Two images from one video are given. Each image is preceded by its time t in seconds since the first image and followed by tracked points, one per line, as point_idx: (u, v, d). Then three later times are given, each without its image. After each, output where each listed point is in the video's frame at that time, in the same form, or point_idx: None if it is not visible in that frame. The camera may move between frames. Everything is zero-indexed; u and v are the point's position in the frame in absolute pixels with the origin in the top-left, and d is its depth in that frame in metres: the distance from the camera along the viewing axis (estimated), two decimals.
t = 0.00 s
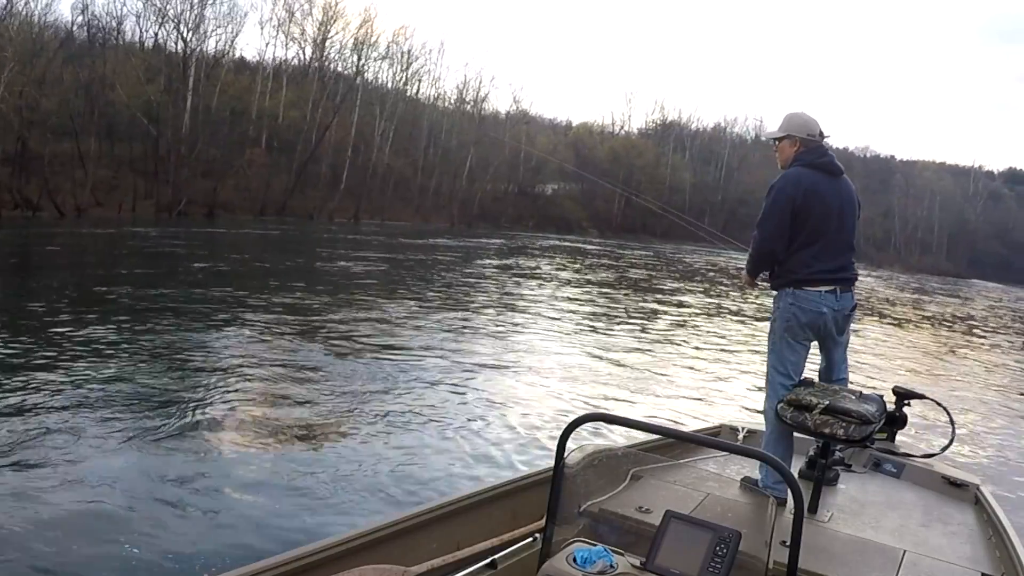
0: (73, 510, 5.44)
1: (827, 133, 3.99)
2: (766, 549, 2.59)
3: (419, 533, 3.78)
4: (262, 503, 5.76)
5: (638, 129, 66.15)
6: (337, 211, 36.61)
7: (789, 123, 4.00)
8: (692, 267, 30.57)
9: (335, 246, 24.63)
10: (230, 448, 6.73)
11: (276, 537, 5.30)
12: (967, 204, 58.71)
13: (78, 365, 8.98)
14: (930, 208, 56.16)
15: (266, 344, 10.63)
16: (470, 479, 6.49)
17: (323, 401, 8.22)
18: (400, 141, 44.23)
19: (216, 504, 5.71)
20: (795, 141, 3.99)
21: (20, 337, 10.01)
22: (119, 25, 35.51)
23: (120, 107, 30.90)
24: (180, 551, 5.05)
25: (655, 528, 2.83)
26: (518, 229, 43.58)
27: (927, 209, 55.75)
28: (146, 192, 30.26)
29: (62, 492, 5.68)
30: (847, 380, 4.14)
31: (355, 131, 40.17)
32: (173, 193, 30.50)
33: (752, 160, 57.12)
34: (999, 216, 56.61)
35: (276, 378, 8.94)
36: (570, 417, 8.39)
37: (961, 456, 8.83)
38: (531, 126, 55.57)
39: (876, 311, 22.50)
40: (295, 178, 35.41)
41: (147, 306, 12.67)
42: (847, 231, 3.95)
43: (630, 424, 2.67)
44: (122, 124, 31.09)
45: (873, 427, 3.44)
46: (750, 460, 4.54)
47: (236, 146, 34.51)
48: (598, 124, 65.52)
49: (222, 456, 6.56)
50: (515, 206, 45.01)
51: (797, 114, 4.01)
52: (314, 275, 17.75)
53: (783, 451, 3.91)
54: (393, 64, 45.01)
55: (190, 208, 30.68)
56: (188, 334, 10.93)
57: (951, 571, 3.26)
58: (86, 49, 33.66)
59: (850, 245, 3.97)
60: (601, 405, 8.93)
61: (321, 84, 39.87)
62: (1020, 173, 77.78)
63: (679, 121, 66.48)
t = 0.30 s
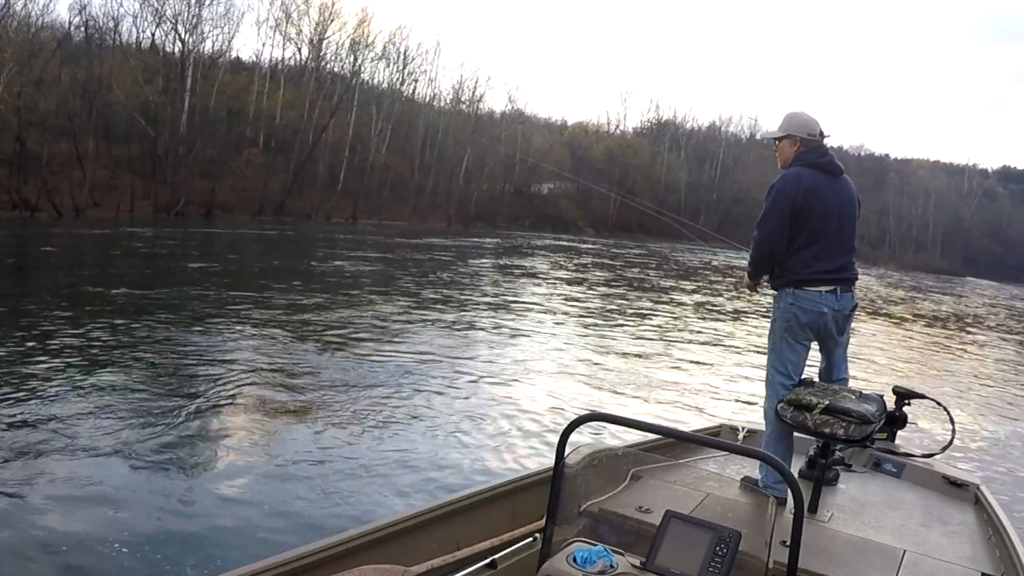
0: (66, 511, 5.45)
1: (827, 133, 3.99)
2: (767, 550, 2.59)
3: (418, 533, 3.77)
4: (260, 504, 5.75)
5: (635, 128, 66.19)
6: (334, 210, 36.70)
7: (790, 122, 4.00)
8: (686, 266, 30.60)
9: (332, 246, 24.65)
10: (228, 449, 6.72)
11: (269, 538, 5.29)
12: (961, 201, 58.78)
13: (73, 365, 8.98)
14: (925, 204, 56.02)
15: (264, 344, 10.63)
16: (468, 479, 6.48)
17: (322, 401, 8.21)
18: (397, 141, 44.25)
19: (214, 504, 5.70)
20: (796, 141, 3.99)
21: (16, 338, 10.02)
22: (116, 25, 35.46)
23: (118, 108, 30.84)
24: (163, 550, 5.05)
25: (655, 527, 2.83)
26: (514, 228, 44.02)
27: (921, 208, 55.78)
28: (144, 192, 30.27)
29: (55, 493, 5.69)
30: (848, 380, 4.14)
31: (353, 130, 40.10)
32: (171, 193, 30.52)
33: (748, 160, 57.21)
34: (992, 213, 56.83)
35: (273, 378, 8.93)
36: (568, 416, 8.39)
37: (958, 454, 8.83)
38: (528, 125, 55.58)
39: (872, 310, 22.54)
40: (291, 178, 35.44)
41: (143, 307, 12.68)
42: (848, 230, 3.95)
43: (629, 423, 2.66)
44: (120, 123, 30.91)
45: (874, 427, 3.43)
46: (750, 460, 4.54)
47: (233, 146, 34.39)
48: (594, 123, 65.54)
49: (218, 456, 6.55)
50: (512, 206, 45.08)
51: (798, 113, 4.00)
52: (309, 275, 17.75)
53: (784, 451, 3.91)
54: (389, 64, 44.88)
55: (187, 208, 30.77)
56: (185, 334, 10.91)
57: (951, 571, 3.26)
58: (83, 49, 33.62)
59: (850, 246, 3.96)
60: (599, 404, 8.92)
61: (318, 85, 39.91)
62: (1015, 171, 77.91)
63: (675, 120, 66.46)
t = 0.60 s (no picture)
0: (61, 510, 5.44)
1: (829, 133, 3.99)
2: (766, 549, 2.59)
3: (419, 532, 3.77)
4: (258, 504, 5.75)
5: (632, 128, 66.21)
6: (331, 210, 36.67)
7: (792, 122, 4.00)
8: (683, 266, 30.62)
9: (329, 246, 24.66)
10: (226, 449, 6.72)
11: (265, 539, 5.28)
12: (955, 201, 58.80)
13: (67, 365, 8.98)
14: (920, 203, 56.05)
15: (261, 344, 10.62)
16: (467, 479, 6.48)
17: (318, 401, 8.21)
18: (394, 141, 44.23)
19: (211, 505, 5.70)
20: (798, 141, 3.99)
21: (10, 338, 10.03)
22: (113, 25, 35.42)
23: (116, 108, 30.78)
24: (156, 550, 5.04)
25: (655, 527, 2.82)
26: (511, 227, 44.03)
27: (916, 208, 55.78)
28: (142, 192, 30.23)
29: (50, 493, 5.69)
30: (848, 380, 4.14)
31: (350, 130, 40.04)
32: (170, 192, 30.51)
33: (744, 160, 57.25)
34: (986, 213, 56.84)
35: (271, 378, 8.94)
36: (566, 415, 8.40)
37: (955, 453, 8.86)
38: (524, 126, 55.59)
39: (868, 309, 22.57)
40: (289, 179, 35.41)
41: (137, 307, 12.67)
42: (850, 231, 3.95)
43: (630, 423, 2.66)
44: (119, 124, 30.85)
45: (873, 427, 3.44)
46: (750, 460, 4.54)
47: (231, 146, 34.28)
48: (591, 123, 65.54)
49: (216, 457, 6.54)
50: (509, 206, 45.12)
51: (800, 113, 4.01)
52: (305, 275, 17.72)
53: (783, 451, 3.91)
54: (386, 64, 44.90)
55: (186, 208, 30.77)
56: (182, 334, 10.91)
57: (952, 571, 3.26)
58: (81, 49, 33.55)
59: (852, 246, 3.97)
60: (598, 404, 8.91)
61: (315, 85, 39.87)
62: (1010, 171, 78.10)
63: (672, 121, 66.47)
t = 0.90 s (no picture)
0: (58, 510, 5.42)
1: (832, 134, 3.98)
2: (766, 549, 2.59)
3: (418, 532, 3.77)
4: (256, 504, 5.74)
5: (630, 128, 66.20)
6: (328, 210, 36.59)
7: (795, 122, 4.00)
8: (679, 266, 30.62)
9: (325, 246, 24.62)
10: (224, 449, 6.71)
11: (262, 538, 5.28)
12: (950, 201, 58.85)
13: (60, 364, 8.97)
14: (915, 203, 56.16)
15: (259, 344, 10.60)
16: (466, 479, 6.48)
17: (316, 401, 8.19)
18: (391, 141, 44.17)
19: (209, 504, 5.69)
20: (801, 141, 3.98)
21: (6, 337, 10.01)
22: (111, 24, 35.39)
23: (114, 108, 30.71)
24: (155, 551, 5.03)
25: (655, 526, 2.81)
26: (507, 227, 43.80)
27: (911, 208, 55.89)
28: (140, 191, 30.16)
29: (43, 491, 5.70)
30: (848, 380, 4.14)
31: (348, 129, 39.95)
32: (168, 191, 30.47)
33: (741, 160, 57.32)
34: (981, 213, 56.85)
35: (269, 378, 8.92)
36: (563, 414, 8.39)
37: (952, 453, 8.88)
38: (521, 126, 55.57)
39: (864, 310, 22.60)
40: (287, 178, 35.38)
41: (132, 306, 12.65)
42: (852, 232, 3.95)
43: (628, 423, 2.66)
44: (116, 123, 30.75)
45: (874, 427, 3.44)
46: (750, 460, 4.54)
47: (228, 146, 34.19)
48: (588, 123, 65.52)
49: (214, 457, 6.53)
50: (506, 206, 45.12)
51: (803, 114, 4.00)
52: (301, 275, 17.68)
53: (783, 451, 3.91)
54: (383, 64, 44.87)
55: (184, 207, 30.74)
56: (181, 334, 10.89)
57: (951, 571, 3.26)
58: (79, 48, 33.47)
59: (853, 247, 3.97)
60: (597, 404, 8.91)
61: (312, 84, 39.83)
62: (1003, 172, 78.29)
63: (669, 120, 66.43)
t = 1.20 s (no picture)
0: (57, 512, 5.41)
1: (833, 134, 3.98)
2: (766, 550, 2.59)
3: (418, 533, 3.76)
4: (255, 504, 5.74)
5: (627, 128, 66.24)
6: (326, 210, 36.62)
7: (796, 123, 3.99)
8: (674, 265, 30.68)
9: (322, 246, 24.65)
10: (223, 450, 6.70)
11: (259, 539, 5.26)
12: (945, 201, 58.94)
13: (55, 365, 8.96)
14: (910, 203, 56.27)
15: (258, 344, 10.59)
16: (464, 479, 6.48)
17: (315, 401, 8.18)
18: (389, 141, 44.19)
19: (207, 505, 5.68)
20: (802, 141, 3.98)
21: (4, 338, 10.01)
22: (109, 25, 35.40)
23: (113, 109, 30.68)
24: (155, 552, 5.03)
25: (655, 527, 2.81)
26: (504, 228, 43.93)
27: (907, 208, 56.03)
28: (138, 191, 30.17)
29: (39, 492, 5.68)
30: (848, 380, 4.15)
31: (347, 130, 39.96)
32: (166, 192, 30.55)
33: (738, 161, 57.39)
34: (975, 212, 56.96)
35: (268, 378, 8.91)
36: (562, 414, 8.41)
37: (949, 452, 8.90)
38: (517, 127, 55.63)
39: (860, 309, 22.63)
40: (284, 179, 35.43)
41: (129, 307, 12.65)
42: (852, 231, 3.95)
43: (629, 424, 2.65)
44: (114, 124, 30.74)
45: (873, 427, 3.44)
46: (750, 460, 4.54)
47: (226, 146, 34.17)
48: (585, 123, 65.56)
49: (213, 458, 6.52)
50: (503, 207, 45.19)
51: (804, 113, 4.00)
52: (297, 275, 17.68)
53: (783, 451, 3.91)
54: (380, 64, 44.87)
55: (183, 208, 30.86)
56: (179, 334, 10.88)
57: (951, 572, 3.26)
58: (76, 49, 33.42)
59: (854, 247, 3.97)
60: (597, 405, 8.91)
61: (309, 85, 39.86)
62: (997, 171, 78.49)
63: (666, 120, 66.47)
